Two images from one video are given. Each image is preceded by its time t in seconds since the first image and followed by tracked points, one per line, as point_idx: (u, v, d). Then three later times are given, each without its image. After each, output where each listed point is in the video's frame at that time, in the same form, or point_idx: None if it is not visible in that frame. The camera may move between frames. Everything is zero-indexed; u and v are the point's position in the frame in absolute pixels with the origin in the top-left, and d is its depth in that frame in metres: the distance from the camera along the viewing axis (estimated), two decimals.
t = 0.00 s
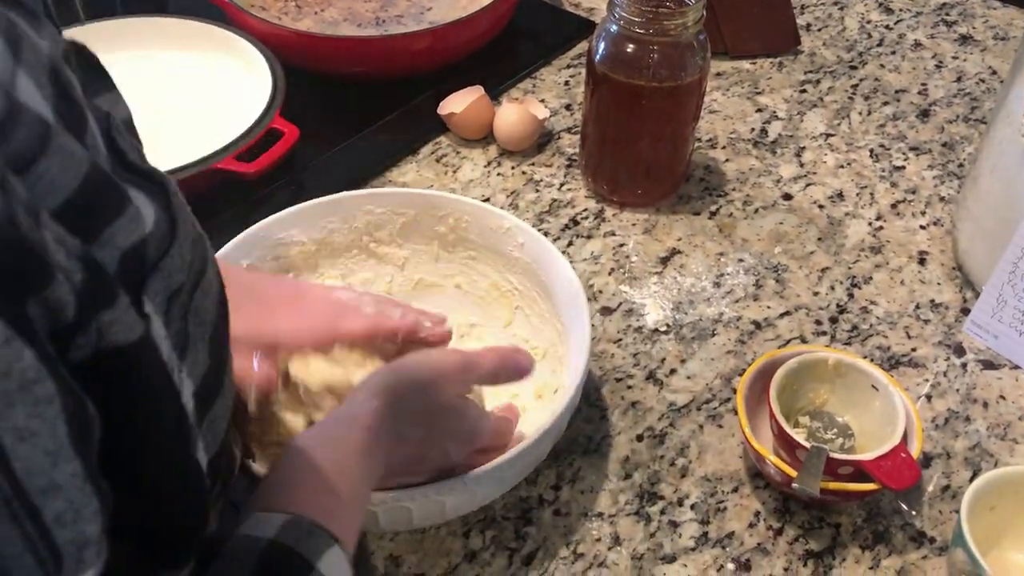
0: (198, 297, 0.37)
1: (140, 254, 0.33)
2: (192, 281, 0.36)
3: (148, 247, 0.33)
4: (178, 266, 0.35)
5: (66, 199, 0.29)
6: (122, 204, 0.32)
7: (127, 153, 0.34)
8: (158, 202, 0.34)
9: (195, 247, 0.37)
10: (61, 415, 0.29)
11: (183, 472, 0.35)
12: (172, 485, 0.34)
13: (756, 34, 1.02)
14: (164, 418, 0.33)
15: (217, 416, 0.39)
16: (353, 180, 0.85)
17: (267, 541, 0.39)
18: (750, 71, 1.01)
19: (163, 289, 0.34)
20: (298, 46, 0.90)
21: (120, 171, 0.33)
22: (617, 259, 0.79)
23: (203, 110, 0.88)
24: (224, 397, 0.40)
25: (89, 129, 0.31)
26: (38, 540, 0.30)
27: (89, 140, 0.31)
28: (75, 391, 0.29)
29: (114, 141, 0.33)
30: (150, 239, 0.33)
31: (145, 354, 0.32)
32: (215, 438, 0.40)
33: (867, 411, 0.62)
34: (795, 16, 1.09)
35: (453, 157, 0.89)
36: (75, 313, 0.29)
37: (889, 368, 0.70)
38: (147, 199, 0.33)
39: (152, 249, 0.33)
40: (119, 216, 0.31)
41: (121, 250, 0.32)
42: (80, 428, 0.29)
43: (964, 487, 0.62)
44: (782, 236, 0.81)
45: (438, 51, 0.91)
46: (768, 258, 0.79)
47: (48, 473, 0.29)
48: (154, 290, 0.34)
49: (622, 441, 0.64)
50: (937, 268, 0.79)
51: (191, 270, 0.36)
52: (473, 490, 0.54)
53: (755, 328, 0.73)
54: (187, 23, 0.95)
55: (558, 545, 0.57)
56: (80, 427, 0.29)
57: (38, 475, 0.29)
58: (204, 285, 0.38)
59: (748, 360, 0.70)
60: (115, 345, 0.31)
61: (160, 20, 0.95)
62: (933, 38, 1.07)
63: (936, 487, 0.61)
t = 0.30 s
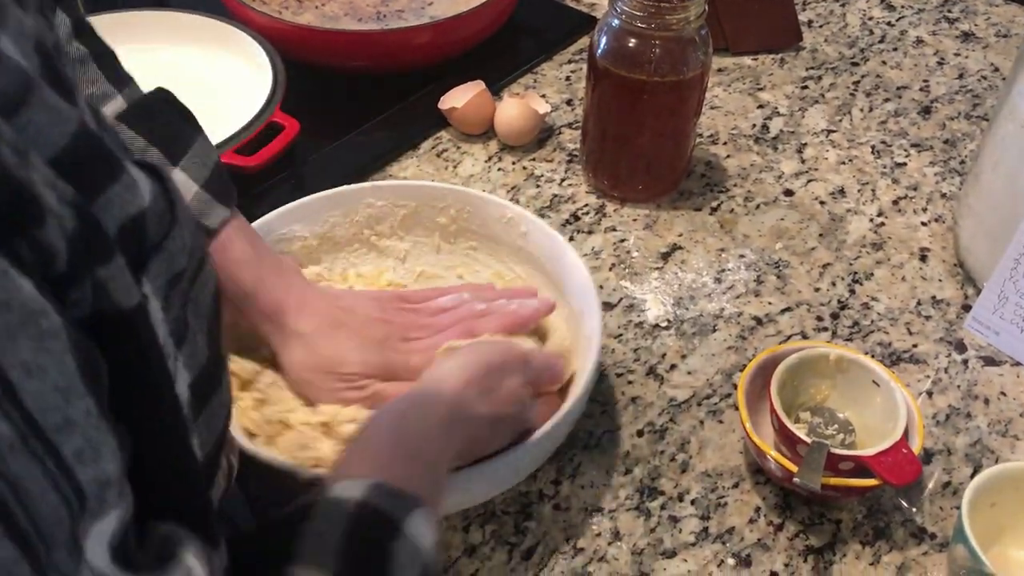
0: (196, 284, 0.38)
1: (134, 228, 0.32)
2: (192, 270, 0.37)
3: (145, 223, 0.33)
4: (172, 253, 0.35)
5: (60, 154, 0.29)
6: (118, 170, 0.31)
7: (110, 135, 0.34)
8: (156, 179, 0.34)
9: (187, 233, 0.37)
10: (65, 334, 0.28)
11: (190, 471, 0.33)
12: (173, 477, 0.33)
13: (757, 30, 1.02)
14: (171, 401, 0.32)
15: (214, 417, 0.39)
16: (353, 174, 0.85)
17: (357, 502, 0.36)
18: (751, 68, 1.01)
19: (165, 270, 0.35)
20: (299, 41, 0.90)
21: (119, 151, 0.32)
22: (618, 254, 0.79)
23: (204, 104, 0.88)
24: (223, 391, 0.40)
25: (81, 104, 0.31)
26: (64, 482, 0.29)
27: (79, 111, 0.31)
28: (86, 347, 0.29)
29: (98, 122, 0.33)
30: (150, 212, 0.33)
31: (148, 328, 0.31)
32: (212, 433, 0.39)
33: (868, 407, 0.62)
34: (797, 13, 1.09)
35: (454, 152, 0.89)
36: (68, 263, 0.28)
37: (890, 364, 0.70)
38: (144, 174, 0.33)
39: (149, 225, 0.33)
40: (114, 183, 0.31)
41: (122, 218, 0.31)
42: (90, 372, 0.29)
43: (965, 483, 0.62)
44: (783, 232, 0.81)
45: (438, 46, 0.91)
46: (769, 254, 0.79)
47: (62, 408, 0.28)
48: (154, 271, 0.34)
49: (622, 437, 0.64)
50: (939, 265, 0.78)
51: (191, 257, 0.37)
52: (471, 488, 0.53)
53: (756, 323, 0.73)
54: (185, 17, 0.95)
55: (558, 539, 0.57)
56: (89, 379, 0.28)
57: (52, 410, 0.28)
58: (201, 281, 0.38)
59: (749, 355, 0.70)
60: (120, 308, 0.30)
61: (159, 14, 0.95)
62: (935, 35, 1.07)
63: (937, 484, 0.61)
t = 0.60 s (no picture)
0: (136, 254, 0.40)
1: (58, 183, 0.35)
2: (128, 235, 0.39)
3: (70, 177, 0.35)
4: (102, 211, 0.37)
5: None
6: (24, 128, 0.33)
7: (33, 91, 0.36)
8: (77, 144, 0.36)
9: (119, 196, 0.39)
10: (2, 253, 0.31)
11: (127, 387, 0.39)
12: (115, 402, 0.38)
13: (757, 29, 1.02)
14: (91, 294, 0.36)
15: (162, 395, 0.42)
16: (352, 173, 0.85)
17: (371, 444, 0.39)
18: (751, 67, 1.01)
19: (99, 228, 0.37)
20: (298, 39, 0.90)
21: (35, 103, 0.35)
22: (617, 253, 0.79)
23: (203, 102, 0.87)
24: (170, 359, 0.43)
25: None
26: (9, 400, 0.29)
27: None
28: (26, 271, 0.32)
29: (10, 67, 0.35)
30: (69, 171, 0.35)
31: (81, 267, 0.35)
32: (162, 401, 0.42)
33: (866, 406, 0.62)
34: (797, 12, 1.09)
35: (453, 150, 0.89)
36: None
37: (889, 363, 0.70)
38: (54, 130, 0.35)
39: (71, 184, 0.35)
40: (32, 127, 0.34)
41: (46, 169, 0.34)
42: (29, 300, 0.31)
43: (963, 482, 0.62)
44: (783, 231, 0.81)
45: (434, 46, 0.91)
46: (768, 252, 0.79)
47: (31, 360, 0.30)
48: (87, 225, 0.36)
49: (621, 435, 0.64)
50: (938, 264, 0.78)
51: (124, 224, 0.39)
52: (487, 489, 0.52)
53: (755, 322, 0.73)
54: (184, 14, 0.95)
55: (557, 537, 0.57)
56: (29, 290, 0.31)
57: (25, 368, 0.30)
58: (139, 251, 0.40)
59: (748, 354, 0.70)
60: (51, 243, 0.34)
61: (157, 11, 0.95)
62: (935, 34, 1.07)
63: (936, 483, 0.61)
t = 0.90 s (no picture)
0: (130, 244, 0.37)
1: (38, 184, 0.33)
2: (120, 228, 0.37)
3: (57, 175, 0.34)
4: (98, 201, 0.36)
5: None
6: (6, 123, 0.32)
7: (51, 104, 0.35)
8: (72, 137, 0.35)
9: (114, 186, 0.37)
10: None
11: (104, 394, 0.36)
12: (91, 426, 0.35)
13: (755, 27, 1.02)
14: (63, 294, 0.34)
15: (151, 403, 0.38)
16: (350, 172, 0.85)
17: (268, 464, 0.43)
18: (749, 65, 1.01)
19: (96, 209, 0.35)
20: (296, 38, 0.90)
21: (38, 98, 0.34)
22: (615, 251, 0.79)
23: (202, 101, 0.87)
24: (166, 350, 0.39)
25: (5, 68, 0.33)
26: None
27: None
28: None
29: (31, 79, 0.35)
30: (55, 166, 0.34)
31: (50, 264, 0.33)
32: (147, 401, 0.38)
33: (864, 403, 0.62)
34: (795, 10, 1.09)
35: (452, 149, 0.89)
36: None
37: (887, 361, 0.70)
38: (44, 122, 0.34)
39: (60, 181, 0.34)
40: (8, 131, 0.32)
41: (25, 166, 0.33)
42: None
43: (960, 479, 0.62)
44: (781, 229, 0.81)
45: (434, 45, 0.91)
46: (766, 251, 0.79)
47: None
48: (64, 226, 0.34)
49: (619, 433, 0.64)
50: (935, 262, 0.79)
51: (114, 218, 0.36)
52: (419, 459, 0.54)
53: (753, 320, 0.73)
54: (186, 15, 0.95)
55: (555, 534, 0.58)
56: None
57: None
58: (135, 241, 0.38)
59: (746, 352, 0.70)
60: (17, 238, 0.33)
61: (159, 11, 0.95)
62: (933, 33, 1.07)
63: (933, 480, 0.62)
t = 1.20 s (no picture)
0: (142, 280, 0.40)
1: (51, 236, 0.33)
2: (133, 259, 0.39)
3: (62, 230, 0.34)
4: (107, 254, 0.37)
5: None
6: (21, 178, 0.32)
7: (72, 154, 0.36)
8: (77, 180, 0.35)
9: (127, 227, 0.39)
10: None
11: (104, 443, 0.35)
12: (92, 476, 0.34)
13: (752, 26, 1.02)
14: (51, 334, 0.32)
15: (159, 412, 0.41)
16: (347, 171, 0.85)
17: (202, 498, 0.41)
18: (746, 64, 1.01)
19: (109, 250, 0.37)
20: (293, 37, 0.90)
21: (63, 151, 0.35)
22: (612, 250, 0.79)
23: (197, 101, 0.87)
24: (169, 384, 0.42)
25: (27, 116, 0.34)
26: None
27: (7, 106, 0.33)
28: None
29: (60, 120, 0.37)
30: (62, 220, 0.34)
31: (51, 330, 0.32)
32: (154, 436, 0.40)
33: (861, 402, 0.62)
34: (792, 9, 1.09)
35: (449, 148, 0.89)
36: None
37: (884, 360, 0.70)
38: (57, 173, 0.34)
39: (66, 231, 0.34)
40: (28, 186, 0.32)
41: (36, 224, 0.32)
42: None
43: (958, 478, 0.62)
44: (777, 228, 0.81)
45: (431, 44, 0.91)
46: (763, 249, 0.79)
47: None
48: (70, 279, 0.35)
49: (616, 432, 0.64)
50: (932, 260, 0.79)
51: (123, 263, 0.38)
52: (427, 454, 0.54)
53: (750, 319, 0.73)
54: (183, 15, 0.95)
55: (552, 533, 0.58)
56: None
57: None
58: (141, 281, 0.40)
59: (743, 351, 0.70)
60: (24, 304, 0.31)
61: (156, 11, 0.95)
62: (929, 31, 1.07)
63: (931, 479, 0.61)
